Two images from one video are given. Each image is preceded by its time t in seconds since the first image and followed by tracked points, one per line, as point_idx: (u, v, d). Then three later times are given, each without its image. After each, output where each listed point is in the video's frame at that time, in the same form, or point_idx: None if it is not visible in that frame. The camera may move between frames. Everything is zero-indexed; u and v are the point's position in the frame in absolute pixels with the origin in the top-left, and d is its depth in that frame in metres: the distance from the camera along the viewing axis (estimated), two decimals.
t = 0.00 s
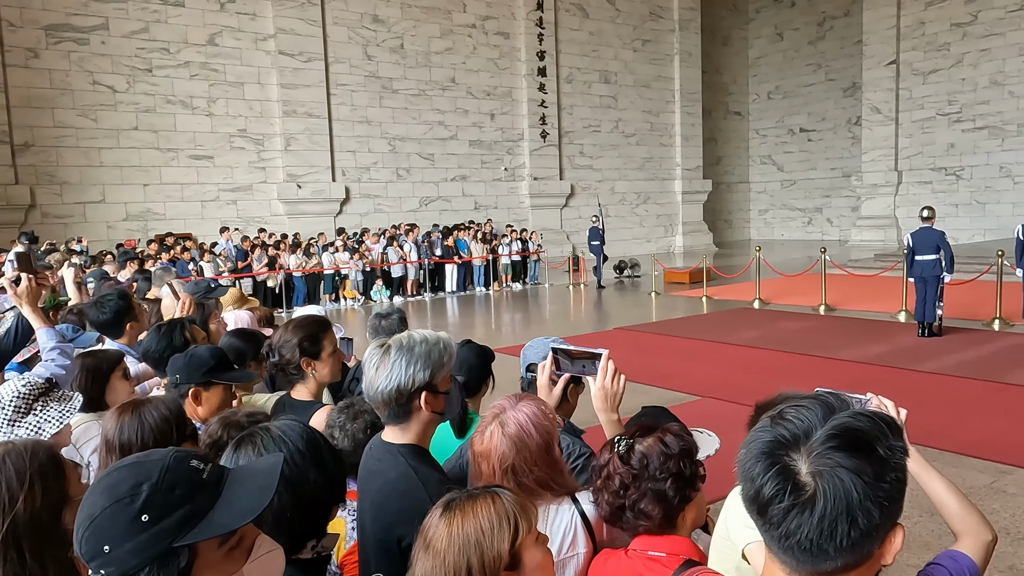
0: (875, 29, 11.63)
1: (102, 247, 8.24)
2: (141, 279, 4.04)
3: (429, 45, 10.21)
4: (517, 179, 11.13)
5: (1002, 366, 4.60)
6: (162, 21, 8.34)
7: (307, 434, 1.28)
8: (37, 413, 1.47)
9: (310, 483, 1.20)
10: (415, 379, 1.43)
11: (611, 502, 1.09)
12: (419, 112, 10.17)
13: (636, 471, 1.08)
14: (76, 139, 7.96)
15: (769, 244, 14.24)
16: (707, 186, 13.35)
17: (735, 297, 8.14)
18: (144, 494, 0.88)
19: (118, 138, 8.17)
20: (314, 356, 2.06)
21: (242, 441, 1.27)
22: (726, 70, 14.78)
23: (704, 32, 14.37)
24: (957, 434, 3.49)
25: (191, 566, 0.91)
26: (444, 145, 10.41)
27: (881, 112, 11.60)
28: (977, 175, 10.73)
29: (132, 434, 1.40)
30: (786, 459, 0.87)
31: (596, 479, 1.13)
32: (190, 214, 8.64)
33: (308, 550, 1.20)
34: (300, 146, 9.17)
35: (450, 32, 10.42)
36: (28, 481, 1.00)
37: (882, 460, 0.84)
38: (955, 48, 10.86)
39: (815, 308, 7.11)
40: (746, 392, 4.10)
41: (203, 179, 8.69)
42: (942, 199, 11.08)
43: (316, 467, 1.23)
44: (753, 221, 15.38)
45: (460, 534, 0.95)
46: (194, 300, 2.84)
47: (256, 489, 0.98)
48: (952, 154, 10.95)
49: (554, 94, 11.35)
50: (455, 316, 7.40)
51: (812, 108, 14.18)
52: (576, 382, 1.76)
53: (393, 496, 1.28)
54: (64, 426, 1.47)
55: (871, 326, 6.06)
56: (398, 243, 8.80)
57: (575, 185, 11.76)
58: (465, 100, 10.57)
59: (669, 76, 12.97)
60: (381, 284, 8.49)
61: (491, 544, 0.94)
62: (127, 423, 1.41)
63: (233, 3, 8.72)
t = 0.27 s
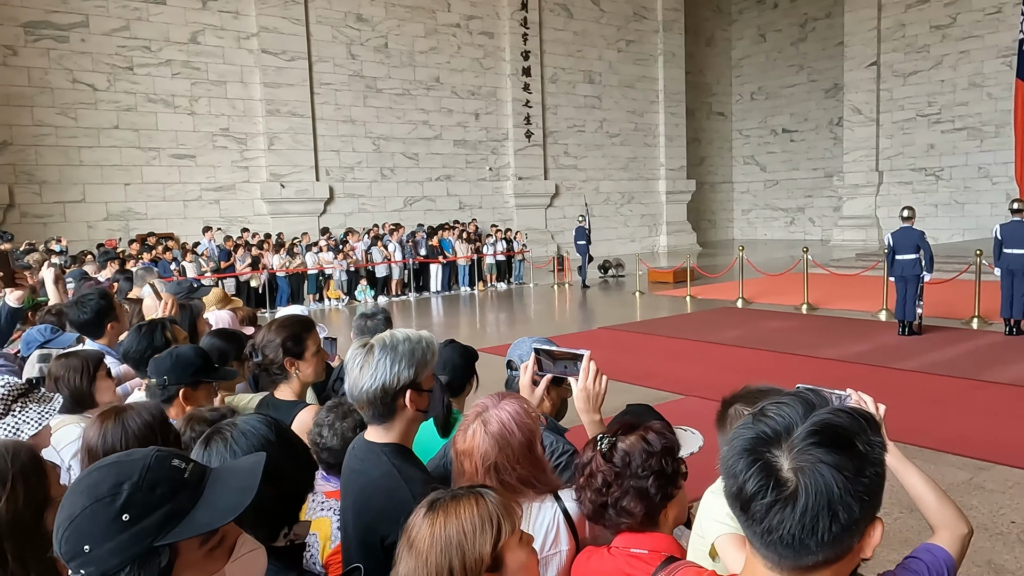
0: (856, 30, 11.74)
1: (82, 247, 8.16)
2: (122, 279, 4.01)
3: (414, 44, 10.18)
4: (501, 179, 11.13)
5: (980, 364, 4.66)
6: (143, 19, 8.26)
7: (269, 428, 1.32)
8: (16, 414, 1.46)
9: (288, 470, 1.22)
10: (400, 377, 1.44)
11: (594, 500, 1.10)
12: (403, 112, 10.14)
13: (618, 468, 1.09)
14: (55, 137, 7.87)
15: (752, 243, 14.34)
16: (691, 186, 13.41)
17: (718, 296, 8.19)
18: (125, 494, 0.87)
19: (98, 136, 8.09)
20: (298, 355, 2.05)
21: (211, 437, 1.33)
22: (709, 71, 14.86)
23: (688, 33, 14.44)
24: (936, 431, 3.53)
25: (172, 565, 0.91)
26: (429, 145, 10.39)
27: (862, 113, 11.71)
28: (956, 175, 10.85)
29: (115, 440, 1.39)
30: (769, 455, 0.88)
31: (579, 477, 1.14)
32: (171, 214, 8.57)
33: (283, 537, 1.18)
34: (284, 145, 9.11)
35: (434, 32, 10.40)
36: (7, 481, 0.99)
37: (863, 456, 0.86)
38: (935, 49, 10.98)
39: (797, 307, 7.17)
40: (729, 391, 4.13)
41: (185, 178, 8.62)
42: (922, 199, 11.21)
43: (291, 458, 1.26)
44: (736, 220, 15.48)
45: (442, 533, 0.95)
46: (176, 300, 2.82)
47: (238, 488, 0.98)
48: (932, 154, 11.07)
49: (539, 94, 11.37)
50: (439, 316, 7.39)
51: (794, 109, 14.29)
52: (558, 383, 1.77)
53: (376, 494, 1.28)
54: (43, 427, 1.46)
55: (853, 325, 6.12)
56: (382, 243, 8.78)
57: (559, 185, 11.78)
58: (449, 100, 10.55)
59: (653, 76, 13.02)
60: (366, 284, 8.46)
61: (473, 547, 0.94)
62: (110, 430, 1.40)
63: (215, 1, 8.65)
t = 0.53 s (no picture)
0: (817, 35, 11.95)
1: (38, 247, 7.96)
2: (79, 280, 3.92)
3: (380, 43, 10.12)
4: (469, 180, 11.10)
5: (937, 362, 4.77)
6: (102, 15, 8.08)
7: (219, 427, 1.32)
8: None
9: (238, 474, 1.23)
10: (367, 376, 1.43)
11: (560, 499, 1.10)
12: (369, 111, 10.07)
13: (584, 468, 1.09)
14: (9, 135, 7.66)
15: (717, 244, 14.51)
16: (657, 187, 13.53)
17: (684, 297, 8.27)
18: (75, 499, 0.85)
19: (55, 134, 7.90)
20: (261, 356, 2.02)
21: (160, 439, 1.32)
22: (674, 73, 15.02)
23: (653, 35, 14.58)
24: (895, 428, 3.61)
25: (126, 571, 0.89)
26: (395, 145, 10.33)
27: (824, 116, 11.93)
28: (913, 178, 11.11)
29: (71, 444, 1.35)
30: (739, 450, 0.88)
31: (544, 476, 1.14)
32: (131, 214, 8.40)
33: (239, 537, 1.21)
34: (247, 144, 8.97)
35: (400, 31, 10.34)
36: None
37: (831, 447, 0.87)
38: (893, 54, 11.22)
39: (761, 307, 7.28)
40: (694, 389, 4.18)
41: (145, 177, 8.46)
42: (881, 201, 11.46)
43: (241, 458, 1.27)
44: (701, 222, 15.66)
45: (404, 539, 0.93)
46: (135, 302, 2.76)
47: (194, 492, 0.96)
48: (890, 157, 11.32)
49: (506, 94, 11.37)
50: (406, 317, 7.35)
51: (757, 111, 14.50)
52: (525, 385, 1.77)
53: (340, 495, 1.27)
54: None
55: (815, 324, 6.22)
56: (348, 244, 8.71)
57: (526, 185, 11.81)
58: (416, 100, 10.50)
59: (619, 78, 13.10)
60: (331, 284, 8.38)
61: (432, 554, 0.92)
62: (65, 433, 1.36)
63: None
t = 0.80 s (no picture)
0: (784, 38, 12.12)
1: None
2: (42, 280, 3.84)
3: (351, 42, 10.05)
4: (440, 180, 11.08)
5: (900, 359, 4.87)
6: (65, 10, 7.92)
7: (181, 430, 1.31)
8: None
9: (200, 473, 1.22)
10: (342, 372, 1.45)
11: (528, 495, 1.10)
12: (340, 110, 10.00)
13: (552, 463, 1.09)
14: None
15: (687, 244, 14.66)
16: (627, 188, 13.62)
17: (655, 297, 8.34)
18: (37, 497, 0.83)
19: (15, 132, 7.72)
20: (231, 355, 2.00)
21: (119, 438, 1.30)
22: (645, 75, 15.14)
23: (624, 37, 14.68)
24: (860, 424, 3.68)
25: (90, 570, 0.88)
26: (366, 145, 10.28)
27: (791, 119, 12.11)
28: (878, 180, 11.33)
29: (30, 443, 1.33)
30: (709, 440, 0.89)
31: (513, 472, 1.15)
32: (96, 213, 8.25)
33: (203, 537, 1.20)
34: (215, 143, 8.85)
35: (371, 30, 10.28)
36: None
37: (798, 440, 0.88)
38: (858, 58, 11.43)
39: (730, 306, 7.36)
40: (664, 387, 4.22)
41: (110, 176, 8.31)
42: (846, 202, 11.66)
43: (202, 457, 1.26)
44: (672, 222, 15.80)
45: (371, 535, 0.93)
46: (100, 303, 2.72)
47: (160, 489, 0.95)
48: (856, 159, 11.53)
49: (477, 95, 11.36)
50: (378, 317, 7.32)
51: (726, 113, 14.67)
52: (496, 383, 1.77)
53: (308, 494, 1.26)
54: None
55: (783, 323, 6.31)
56: (318, 244, 8.65)
57: (498, 186, 11.82)
58: (387, 99, 10.45)
59: (590, 79, 13.16)
60: (302, 285, 8.31)
61: (398, 552, 0.92)
62: (25, 431, 1.34)
63: None
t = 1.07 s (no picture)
0: (736, 43, 12.36)
1: None
2: None
3: (305, 40, 9.93)
4: (396, 180, 11.01)
5: (847, 356, 5.01)
6: (4, 2, 7.64)
7: (131, 426, 1.30)
8: None
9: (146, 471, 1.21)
10: (298, 366, 1.44)
11: (484, 487, 1.12)
12: (294, 109, 9.87)
13: (507, 456, 1.11)
14: None
15: (642, 246, 14.83)
16: (583, 189, 13.71)
17: (610, 297, 8.42)
18: None
19: None
20: (182, 354, 1.96)
21: (67, 434, 1.28)
22: (600, 78, 15.28)
23: (579, 40, 14.79)
24: (809, 419, 3.78)
25: (36, 566, 0.87)
26: (321, 144, 10.15)
27: (743, 122, 12.35)
28: (826, 182, 11.62)
29: None
30: (660, 424, 0.91)
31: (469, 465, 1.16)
32: (39, 212, 7.99)
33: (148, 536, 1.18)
34: (164, 141, 8.65)
35: (326, 28, 10.17)
36: None
37: (747, 425, 0.90)
38: (807, 64, 11.71)
39: (684, 306, 7.48)
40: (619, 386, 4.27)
41: (54, 175, 8.06)
42: (796, 204, 11.94)
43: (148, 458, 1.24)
44: (627, 223, 15.97)
45: (326, 530, 0.93)
46: (44, 302, 2.64)
47: (109, 482, 0.94)
48: (805, 162, 11.82)
49: (434, 95, 11.33)
50: (333, 318, 7.24)
51: (679, 116, 14.89)
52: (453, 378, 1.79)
53: (264, 492, 1.25)
54: None
55: (735, 322, 6.44)
56: (272, 244, 8.53)
57: (455, 186, 11.79)
58: (342, 98, 10.35)
59: (546, 81, 13.22)
60: (255, 286, 8.18)
61: (354, 546, 0.92)
62: None
63: None
